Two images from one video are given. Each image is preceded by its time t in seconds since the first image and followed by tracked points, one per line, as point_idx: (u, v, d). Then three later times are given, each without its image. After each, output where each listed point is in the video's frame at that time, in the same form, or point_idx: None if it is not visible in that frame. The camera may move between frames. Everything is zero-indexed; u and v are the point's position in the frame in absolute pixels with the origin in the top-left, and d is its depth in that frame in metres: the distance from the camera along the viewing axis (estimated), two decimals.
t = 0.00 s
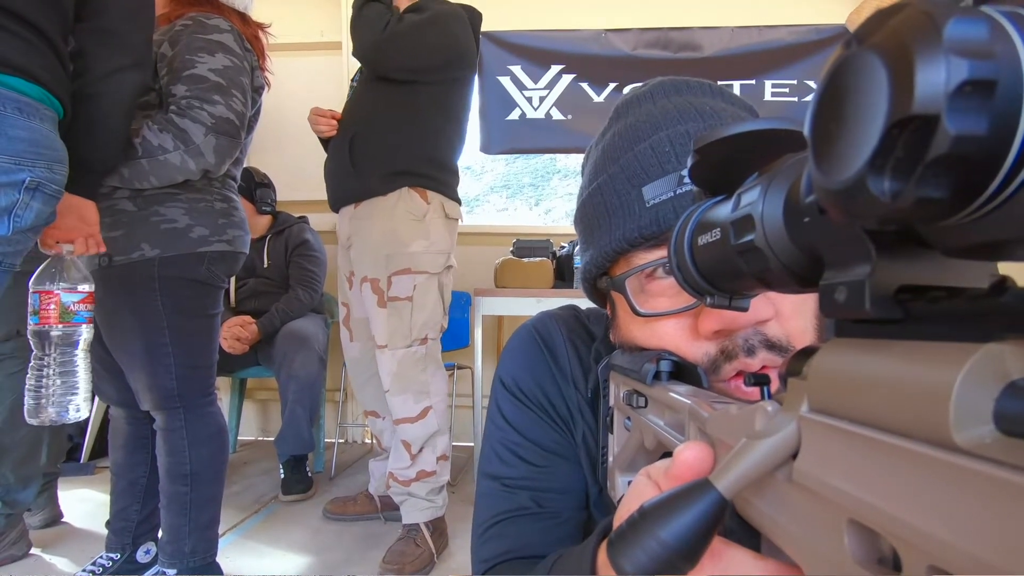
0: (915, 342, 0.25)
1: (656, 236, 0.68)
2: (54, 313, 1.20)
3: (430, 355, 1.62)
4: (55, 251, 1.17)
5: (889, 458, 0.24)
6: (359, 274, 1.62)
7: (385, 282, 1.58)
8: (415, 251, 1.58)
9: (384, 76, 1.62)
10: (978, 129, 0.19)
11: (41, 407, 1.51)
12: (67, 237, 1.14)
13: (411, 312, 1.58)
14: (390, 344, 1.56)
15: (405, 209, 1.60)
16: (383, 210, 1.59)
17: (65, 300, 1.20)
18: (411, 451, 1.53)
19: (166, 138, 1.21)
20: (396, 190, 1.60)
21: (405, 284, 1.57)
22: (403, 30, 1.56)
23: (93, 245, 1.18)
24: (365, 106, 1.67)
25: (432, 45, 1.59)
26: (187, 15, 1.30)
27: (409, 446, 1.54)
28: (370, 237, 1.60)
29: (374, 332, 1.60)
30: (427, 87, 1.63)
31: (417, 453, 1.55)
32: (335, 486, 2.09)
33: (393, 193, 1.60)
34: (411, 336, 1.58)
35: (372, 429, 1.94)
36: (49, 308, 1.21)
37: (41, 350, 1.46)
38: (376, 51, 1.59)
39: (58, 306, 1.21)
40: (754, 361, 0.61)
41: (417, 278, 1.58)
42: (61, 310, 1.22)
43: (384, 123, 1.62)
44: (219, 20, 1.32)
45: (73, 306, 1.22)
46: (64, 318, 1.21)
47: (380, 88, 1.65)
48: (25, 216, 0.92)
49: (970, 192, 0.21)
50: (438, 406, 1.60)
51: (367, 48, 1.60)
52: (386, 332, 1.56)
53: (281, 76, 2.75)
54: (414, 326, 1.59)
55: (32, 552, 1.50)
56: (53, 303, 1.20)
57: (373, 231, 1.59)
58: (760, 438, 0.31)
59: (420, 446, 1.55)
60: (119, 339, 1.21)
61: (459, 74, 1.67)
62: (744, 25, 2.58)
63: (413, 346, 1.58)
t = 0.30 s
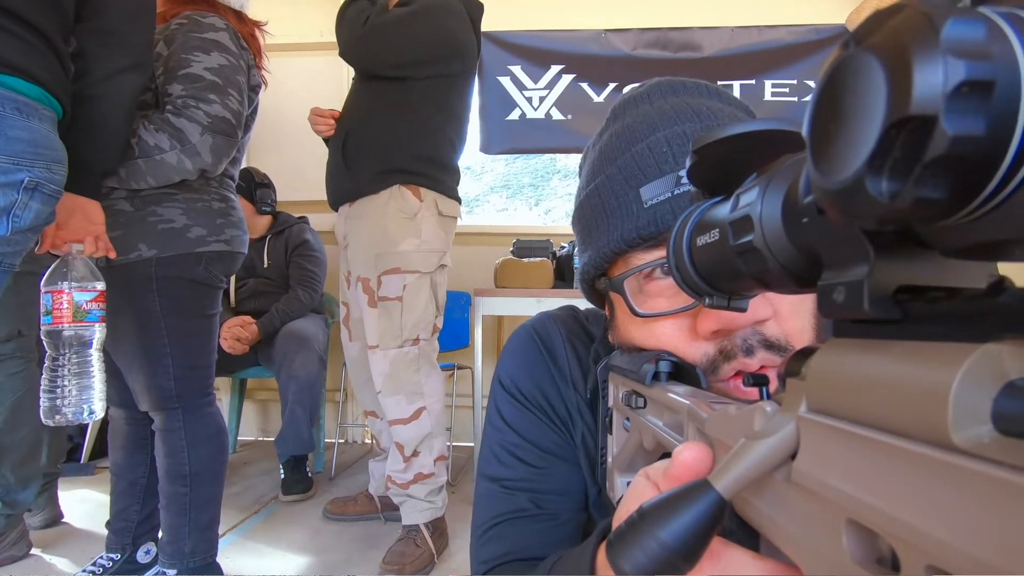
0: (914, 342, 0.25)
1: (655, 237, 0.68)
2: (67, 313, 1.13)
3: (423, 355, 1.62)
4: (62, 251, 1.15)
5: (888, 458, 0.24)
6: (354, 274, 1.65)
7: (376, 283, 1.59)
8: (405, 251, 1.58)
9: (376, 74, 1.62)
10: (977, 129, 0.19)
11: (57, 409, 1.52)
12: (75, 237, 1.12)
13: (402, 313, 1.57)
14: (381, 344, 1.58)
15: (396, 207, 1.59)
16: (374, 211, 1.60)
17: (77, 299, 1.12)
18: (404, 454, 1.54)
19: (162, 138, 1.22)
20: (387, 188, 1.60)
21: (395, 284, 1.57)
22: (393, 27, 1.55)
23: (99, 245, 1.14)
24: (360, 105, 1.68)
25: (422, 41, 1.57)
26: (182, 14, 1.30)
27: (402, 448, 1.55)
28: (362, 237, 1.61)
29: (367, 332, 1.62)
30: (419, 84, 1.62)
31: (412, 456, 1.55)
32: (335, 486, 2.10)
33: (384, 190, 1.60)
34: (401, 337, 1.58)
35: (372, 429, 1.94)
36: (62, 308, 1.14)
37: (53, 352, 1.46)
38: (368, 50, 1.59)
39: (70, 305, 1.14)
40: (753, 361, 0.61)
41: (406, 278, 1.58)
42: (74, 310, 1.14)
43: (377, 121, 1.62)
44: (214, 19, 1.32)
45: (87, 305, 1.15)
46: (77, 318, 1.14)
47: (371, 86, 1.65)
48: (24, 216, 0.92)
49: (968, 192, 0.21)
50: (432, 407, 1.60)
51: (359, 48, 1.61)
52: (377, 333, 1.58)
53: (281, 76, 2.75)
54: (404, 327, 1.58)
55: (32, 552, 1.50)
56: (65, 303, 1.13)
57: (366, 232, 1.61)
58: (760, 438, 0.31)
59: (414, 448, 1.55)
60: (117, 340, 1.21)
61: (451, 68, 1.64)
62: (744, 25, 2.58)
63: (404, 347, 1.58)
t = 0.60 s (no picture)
0: (914, 342, 0.25)
1: (656, 236, 0.68)
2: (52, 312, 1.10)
3: (420, 355, 1.61)
4: (53, 249, 1.13)
5: (888, 458, 0.24)
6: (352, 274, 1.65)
7: (370, 283, 1.60)
8: (399, 251, 1.58)
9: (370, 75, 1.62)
10: (977, 130, 0.19)
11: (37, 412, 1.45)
12: (68, 236, 1.11)
13: (395, 314, 1.58)
14: (376, 344, 1.58)
15: (389, 207, 1.59)
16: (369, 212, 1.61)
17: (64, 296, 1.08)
18: (402, 454, 1.54)
19: (148, 136, 1.22)
20: (382, 188, 1.60)
21: (388, 284, 1.57)
22: (384, 27, 1.55)
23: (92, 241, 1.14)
24: (356, 106, 1.69)
25: (414, 40, 1.56)
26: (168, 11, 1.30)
27: (400, 448, 1.55)
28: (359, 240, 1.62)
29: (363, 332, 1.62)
30: (412, 83, 1.62)
31: (409, 456, 1.55)
32: (335, 486, 2.10)
33: (379, 189, 1.60)
34: (396, 337, 1.58)
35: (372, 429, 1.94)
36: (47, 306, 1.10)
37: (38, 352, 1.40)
38: (361, 50, 1.60)
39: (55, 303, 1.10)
40: (754, 360, 0.61)
41: (400, 278, 1.58)
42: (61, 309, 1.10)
43: (373, 121, 1.63)
44: (201, 15, 1.32)
45: (73, 303, 1.11)
46: (63, 315, 1.10)
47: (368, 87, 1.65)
48: (21, 215, 0.92)
49: (969, 192, 0.21)
50: (429, 408, 1.60)
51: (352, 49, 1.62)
52: (372, 333, 1.58)
53: (280, 76, 2.75)
54: (398, 328, 1.58)
55: (32, 553, 1.50)
56: (51, 300, 1.09)
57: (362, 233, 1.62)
58: (760, 439, 0.31)
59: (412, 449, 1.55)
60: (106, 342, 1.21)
61: (446, 65, 1.64)
62: (743, 25, 2.58)
63: (400, 347, 1.58)
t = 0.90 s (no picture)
0: (915, 342, 0.25)
1: (656, 237, 0.68)
2: (41, 311, 1.12)
3: (418, 355, 1.61)
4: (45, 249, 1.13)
5: (888, 459, 0.24)
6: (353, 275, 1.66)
7: (367, 283, 1.60)
8: (396, 252, 1.57)
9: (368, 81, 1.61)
10: (978, 129, 0.19)
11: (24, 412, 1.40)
12: (58, 235, 1.10)
13: (392, 315, 1.57)
14: (374, 344, 1.58)
15: (386, 207, 1.59)
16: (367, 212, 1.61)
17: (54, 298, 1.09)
18: (401, 454, 1.54)
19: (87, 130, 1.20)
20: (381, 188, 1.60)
21: (385, 285, 1.57)
22: (386, 34, 1.53)
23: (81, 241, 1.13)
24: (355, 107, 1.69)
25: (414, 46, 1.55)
26: None
27: (399, 448, 1.55)
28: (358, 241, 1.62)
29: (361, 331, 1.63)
30: (411, 88, 1.62)
31: (409, 456, 1.55)
32: (335, 486, 2.10)
33: (377, 190, 1.61)
34: (393, 338, 1.58)
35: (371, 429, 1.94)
36: (36, 305, 1.12)
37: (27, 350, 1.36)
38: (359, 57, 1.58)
39: (44, 303, 1.12)
40: (754, 360, 0.61)
41: (397, 279, 1.57)
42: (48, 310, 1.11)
43: (372, 122, 1.63)
44: None
45: (62, 304, 1.12)
46: (51, 317, 1.11)
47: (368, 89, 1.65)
48: (20, 214, 0.92)
49: (969, 193, 0.21)
50: (429, 408, 1.60)
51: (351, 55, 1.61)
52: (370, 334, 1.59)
53: (279, 76, 2.74)
54: (396, 327, 1.58)
55: (31, 553, 1.50)
56: (40, 301, 1.11)
57: (361, 231, 1.62)
58: (760, 439, 0.31)
59: (411, 448, 1.56)
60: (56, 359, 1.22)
61: (444, 66, 1.64)
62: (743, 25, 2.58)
63: (397, 347, 1.58)
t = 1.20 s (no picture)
0: (915, 342, 0.25)
1: (655, 236, 0.68)
2: (41, 313, 1.13)
3: (421, 356, 1.60)
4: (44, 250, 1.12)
5: (888, 459, 0.24)
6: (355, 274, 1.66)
7: (375, 282, 1.60)
8: (402, 251, 1.57)
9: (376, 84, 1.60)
10: (977, 130, 0.19)
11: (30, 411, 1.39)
12: (57, 235, 1.10)
13: (400, 313, 1.57)
14: (379, 344, 1.58)
15: (393, 207, 1.59)
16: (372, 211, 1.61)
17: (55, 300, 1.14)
18: (404, 453, 1.54)
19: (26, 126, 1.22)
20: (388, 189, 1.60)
21: (393, 283, 1.57)
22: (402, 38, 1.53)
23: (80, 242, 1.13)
24: (359, 107, 1.68)
25: (427, 52, 1.56)
26: None
27: (401, 447, 1.55)
28: (361, 241, 1.62)
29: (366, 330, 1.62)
30: (420, 92, 1.63)
31: (410, 455, 1.55)
32: (335, 486, 2.10)
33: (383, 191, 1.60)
34: (400, 336, 1.57)
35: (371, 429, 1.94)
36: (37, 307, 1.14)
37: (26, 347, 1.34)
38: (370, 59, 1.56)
39: (46, 305, 1.14)
40: (753, 361, 0.61)
41: (405, 278, 1.58)
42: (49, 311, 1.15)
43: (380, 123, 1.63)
44: None
45: (62, 304, 1.16)
46: (52, 317, 1.14)
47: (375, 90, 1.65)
48: (19, 214, 0.91)
49: (969, 192, 0.21)
50: (431, 407, 1.60)
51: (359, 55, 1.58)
52: (376, 332, 1.58)
53: (279, 76, 2.74)
54: (402, 327, 1.58)
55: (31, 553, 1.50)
56: (40, 302, 1.13)
57: (365, 230, 1.61)
58: (760, 439, 0.31)
59: (414, 448, 1.55)
60: None
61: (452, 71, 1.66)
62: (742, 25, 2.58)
63: (403, 346, 1.58)
